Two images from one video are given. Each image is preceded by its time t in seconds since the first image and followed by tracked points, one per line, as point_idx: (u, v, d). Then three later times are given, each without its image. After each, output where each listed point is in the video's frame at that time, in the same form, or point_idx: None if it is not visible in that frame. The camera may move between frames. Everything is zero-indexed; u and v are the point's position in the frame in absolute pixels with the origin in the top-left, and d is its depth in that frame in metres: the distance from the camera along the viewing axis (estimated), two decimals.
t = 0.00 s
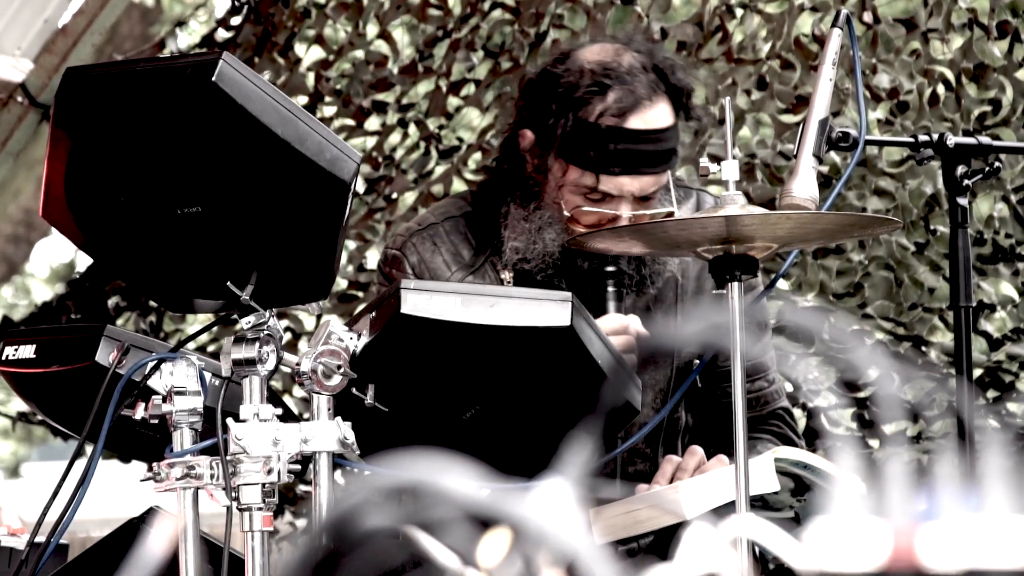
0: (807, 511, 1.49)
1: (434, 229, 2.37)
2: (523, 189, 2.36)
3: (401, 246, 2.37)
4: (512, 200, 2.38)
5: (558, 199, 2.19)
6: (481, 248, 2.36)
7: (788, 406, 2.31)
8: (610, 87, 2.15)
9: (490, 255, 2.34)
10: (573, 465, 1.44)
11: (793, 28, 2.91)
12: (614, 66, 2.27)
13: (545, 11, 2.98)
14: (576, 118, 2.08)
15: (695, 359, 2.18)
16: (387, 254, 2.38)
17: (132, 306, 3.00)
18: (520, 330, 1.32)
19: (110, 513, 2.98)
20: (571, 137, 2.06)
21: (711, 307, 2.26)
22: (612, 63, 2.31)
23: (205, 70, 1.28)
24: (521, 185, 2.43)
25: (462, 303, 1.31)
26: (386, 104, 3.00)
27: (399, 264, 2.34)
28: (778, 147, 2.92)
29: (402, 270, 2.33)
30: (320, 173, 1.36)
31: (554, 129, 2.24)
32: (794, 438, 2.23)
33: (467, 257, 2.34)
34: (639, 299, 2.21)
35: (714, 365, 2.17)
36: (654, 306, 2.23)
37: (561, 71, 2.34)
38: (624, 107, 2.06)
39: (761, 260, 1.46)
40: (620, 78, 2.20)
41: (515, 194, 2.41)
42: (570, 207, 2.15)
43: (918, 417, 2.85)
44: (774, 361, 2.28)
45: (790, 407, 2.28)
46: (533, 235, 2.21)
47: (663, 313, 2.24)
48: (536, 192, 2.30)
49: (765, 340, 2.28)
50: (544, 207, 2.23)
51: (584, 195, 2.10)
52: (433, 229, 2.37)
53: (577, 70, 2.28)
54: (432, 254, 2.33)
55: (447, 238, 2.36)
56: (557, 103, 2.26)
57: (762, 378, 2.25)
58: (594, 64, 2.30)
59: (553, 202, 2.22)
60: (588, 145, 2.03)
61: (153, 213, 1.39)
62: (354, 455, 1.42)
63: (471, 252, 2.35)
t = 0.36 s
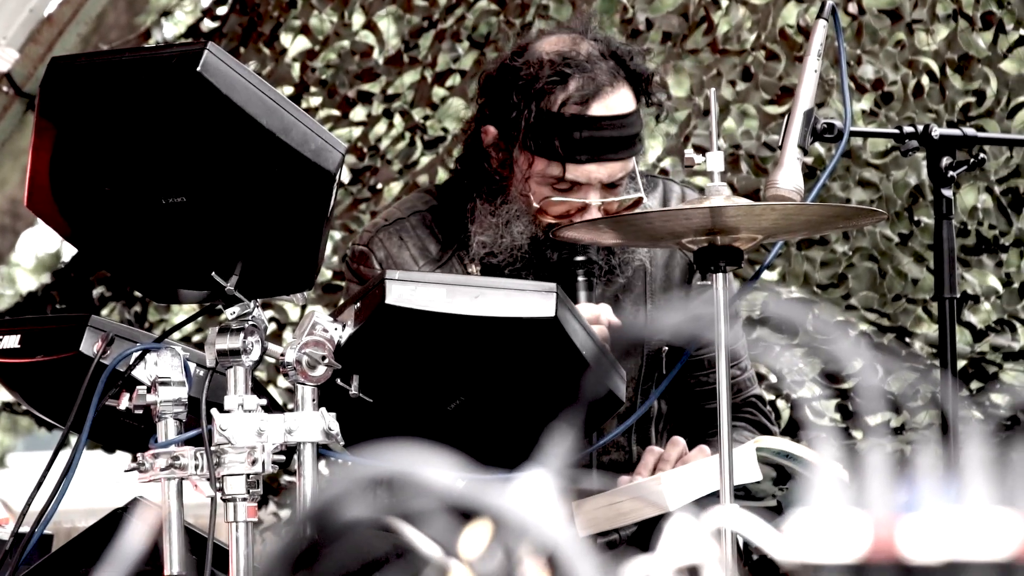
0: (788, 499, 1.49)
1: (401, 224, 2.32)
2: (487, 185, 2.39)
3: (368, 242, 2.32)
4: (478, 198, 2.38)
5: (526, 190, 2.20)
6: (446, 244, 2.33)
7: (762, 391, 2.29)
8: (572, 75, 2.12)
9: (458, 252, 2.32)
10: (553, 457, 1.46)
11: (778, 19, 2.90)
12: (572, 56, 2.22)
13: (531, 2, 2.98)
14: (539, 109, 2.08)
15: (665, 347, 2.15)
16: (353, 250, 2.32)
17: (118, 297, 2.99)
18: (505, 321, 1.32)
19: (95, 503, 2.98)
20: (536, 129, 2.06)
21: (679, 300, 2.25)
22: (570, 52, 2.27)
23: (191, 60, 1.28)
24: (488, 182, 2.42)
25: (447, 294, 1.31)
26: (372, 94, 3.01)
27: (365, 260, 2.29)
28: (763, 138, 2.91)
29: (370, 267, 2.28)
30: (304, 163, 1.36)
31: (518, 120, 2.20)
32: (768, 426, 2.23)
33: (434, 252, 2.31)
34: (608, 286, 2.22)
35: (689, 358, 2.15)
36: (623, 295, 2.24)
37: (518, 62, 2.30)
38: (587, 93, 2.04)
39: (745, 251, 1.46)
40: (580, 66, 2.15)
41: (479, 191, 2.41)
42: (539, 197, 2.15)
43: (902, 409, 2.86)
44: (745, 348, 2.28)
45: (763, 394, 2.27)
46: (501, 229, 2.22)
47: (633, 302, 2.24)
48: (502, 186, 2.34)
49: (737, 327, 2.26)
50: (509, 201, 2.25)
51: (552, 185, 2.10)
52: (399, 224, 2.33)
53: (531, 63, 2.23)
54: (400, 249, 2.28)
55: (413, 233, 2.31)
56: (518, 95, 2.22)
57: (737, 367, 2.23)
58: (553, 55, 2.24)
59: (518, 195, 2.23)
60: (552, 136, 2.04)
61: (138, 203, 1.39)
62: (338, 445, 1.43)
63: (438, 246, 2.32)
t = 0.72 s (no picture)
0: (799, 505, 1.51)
1: (414, 211, 2.33)
2: (505, 172, 2.40)
3: (381, 228, 2.33)
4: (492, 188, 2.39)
5: (539, 176, 2.19)
6: (461, 230, 2.33)
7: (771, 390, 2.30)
8: (588, 61, 2.14)
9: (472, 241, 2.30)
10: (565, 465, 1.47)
11: (783, 21, 2.90)
12: (589, 44, 2.21)
13: (535, 4, 2.96)
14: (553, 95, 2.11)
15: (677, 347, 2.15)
16: (368, 235, 2.34)
17: (124, 300, 2.98)
18: (511, 324, 1.32)
19: (101, 505, 2.98)
20: (550, 112, 2.08)
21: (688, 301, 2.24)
22: (588, 41, 2.25)
23: (195, 62, 1.28)
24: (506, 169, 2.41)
25: (453, 297, 1.31)
26: (377, 96, 3.01)
27: (377, 245, 2.31)
28: (768, 141, 2.91)
29: (383, 251, 2.30)
30: (310, 166, 1.35)
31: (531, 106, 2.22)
32: (779, 426, 2.23)
33: (447, 240, 2.30)
34: (620, 284, 2.22)
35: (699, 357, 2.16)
36: (637, 292, 2.23)
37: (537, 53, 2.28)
38: (602, 79, 2.07)
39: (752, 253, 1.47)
40: (597, 53, 2.16)
41: (494, 181, 2.41)
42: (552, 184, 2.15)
43: (908, 411, 2.85)
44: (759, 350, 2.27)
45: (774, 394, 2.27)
46: (515, 221, 2.19)
47: (645, 301, 2.22)
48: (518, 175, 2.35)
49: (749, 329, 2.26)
50: (524, 195, 2.25)
51: (565, 172, 2.09)
52: (413, 210, 2.33)
53: (550, 50, 2.24)
54: (413, 235, 2.30)
55: (427, 220, 2.32)
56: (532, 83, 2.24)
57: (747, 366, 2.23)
58: (570, 43, 2.25)
59: (533, 185, 2.24)
60: (566, 119, 2.05)
61: (143, 206, 1.39)
62: (346, 450, 1.43)
63: (452, 234, 2.31)
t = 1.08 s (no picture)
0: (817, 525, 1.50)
1: (442, 222, 2.33)
2: (525, 182, 2.42)
3: (408, 239, 2.34)
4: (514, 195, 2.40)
5: (558, 185, 2.21)
6: (489, 241, 2.33)
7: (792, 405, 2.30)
8: (614, 72, 2.18)
9: (499, 251, 2.29)
10: (582, 481, 1.46)
11: (803, 34, 2.89)
12: (619, 56, 2.24)
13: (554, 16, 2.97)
14: (577, 105, 2.12)
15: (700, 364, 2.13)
16: (394, 247, 2.36)
17: (142, 313, 2.99)
18: (530, 338, 1.32)
19: (120, 519, 2.99)
20: (572, 122, 2.09)
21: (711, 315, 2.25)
22: (618, 54, 2.27)
23: (215, 76, 1.28)
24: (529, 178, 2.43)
25: (471, 311, 1.31)
26: (395, 109, 3.01)
27: (406, 256, 2.32)
28: (788, 154, 2.90)
29: (410, 263, 2.31)
30: (328, 180, 1.35)
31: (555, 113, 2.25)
32: (800, 440, 2.23)
33: (475, 251, 2.31)
34: (644, 296, 2.23)
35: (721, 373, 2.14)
36: (662, 304, 2.24)
37: (570, 60, 2.31)
38: (626, 92, 2.09)
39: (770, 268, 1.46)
40: (624, 66, 2.20)
41: (516, 188, 2.42)
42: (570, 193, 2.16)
43: (928, 425, 2.83)
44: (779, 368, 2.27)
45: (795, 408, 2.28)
46: (535, 227, 2.20)
47: (670, 314, 2.23)
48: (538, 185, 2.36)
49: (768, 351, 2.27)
50: (545, 199, 2.27)
51: (583, 182, 2.09)
52: (441, 221, 2.34)
53: (580, 60, 2.28)
54: (441, 247, 2.30)
55: (455, 231, 2.32)
56: (560, 90, 2.27)
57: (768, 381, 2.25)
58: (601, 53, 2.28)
59: (553, 191, 2.26)
60: (586, 130, 2.05)
61: (162, 221, 1.39)
62: (364, 463, 1.43)
63: (479, 246, 2.32)
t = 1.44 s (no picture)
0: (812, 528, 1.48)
1: (471, 202, 2.37)
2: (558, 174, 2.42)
3: (436, 215, 2.37)
4: (546, 189, 2.39)
5: (591, 180, 2.22)
6: (514, 229, 2.35)
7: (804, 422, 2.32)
8: (659, 77, 2.19)
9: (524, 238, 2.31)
10: (581, 486, 1.45)
11: (800, 40, 2.89)
12: (667, 61, 2.25)
13: (553, 23, 2.98)
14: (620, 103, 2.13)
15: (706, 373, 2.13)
16: (421, 220, 2.38)
17: (140, 319, 3.01)
18: (528, 344, 1.32)
19: (118, 525, 3.00)
20: (611, 119, 2.09)
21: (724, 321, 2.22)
22: (665, 59, 2.28)
23: (213, 83, 1.28)
24: (563, 172, 2.43)
25: (469, 316, 1.31)
26: (393, 116, 3.02)
27: (431, 229, 2.34)
28: (786, 160, 2.91)
29: (435, 238, 2.32)
30: (326, 186, 1.35)
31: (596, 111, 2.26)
32: (809, 457, 2.24)
33: (500, 237, 2.33)
34: (661, 302, 2.21)
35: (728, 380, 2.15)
36: (677, 310, 2.22)
37: (616, 61, 2.32)
38: (668, 96, 2.10)
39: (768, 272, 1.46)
40: (670, 71, 2.21)
41: (549, 182, 2.41)
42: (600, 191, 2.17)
43: (926, 430, 2.84)
44: (794, 379, 2.28)
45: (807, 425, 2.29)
46: (563, 221, 2.21)
47: (685, 319, 2.21)
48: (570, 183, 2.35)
49: (784, 359, 2.29)
50: (577, 195, 2.26)
51: (616, 181, 2.11)
52: (469, 202, 2.37)
53: (626, 61, 2.29)
54: (467, 225, 2.33)
55: (482, 214, 2.36)
56: (604, 87, 2.28)
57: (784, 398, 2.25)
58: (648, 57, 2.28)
59: (586, 187, 2.24)
60: (625, 128, 2.05)
61: (160, 226, 1.39)
62: (362, 468, 1.43)
63: (505, 232, 2.34)
